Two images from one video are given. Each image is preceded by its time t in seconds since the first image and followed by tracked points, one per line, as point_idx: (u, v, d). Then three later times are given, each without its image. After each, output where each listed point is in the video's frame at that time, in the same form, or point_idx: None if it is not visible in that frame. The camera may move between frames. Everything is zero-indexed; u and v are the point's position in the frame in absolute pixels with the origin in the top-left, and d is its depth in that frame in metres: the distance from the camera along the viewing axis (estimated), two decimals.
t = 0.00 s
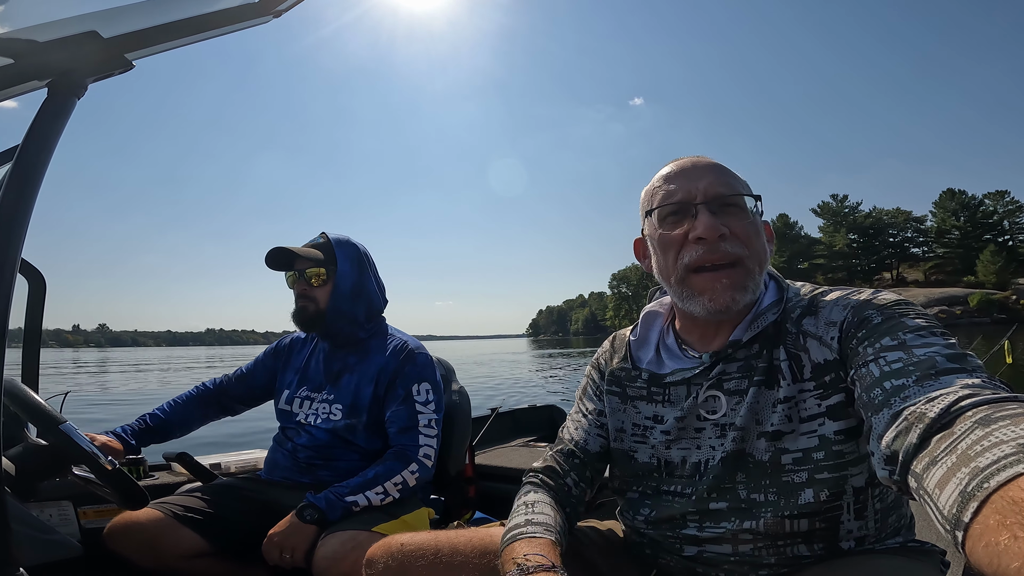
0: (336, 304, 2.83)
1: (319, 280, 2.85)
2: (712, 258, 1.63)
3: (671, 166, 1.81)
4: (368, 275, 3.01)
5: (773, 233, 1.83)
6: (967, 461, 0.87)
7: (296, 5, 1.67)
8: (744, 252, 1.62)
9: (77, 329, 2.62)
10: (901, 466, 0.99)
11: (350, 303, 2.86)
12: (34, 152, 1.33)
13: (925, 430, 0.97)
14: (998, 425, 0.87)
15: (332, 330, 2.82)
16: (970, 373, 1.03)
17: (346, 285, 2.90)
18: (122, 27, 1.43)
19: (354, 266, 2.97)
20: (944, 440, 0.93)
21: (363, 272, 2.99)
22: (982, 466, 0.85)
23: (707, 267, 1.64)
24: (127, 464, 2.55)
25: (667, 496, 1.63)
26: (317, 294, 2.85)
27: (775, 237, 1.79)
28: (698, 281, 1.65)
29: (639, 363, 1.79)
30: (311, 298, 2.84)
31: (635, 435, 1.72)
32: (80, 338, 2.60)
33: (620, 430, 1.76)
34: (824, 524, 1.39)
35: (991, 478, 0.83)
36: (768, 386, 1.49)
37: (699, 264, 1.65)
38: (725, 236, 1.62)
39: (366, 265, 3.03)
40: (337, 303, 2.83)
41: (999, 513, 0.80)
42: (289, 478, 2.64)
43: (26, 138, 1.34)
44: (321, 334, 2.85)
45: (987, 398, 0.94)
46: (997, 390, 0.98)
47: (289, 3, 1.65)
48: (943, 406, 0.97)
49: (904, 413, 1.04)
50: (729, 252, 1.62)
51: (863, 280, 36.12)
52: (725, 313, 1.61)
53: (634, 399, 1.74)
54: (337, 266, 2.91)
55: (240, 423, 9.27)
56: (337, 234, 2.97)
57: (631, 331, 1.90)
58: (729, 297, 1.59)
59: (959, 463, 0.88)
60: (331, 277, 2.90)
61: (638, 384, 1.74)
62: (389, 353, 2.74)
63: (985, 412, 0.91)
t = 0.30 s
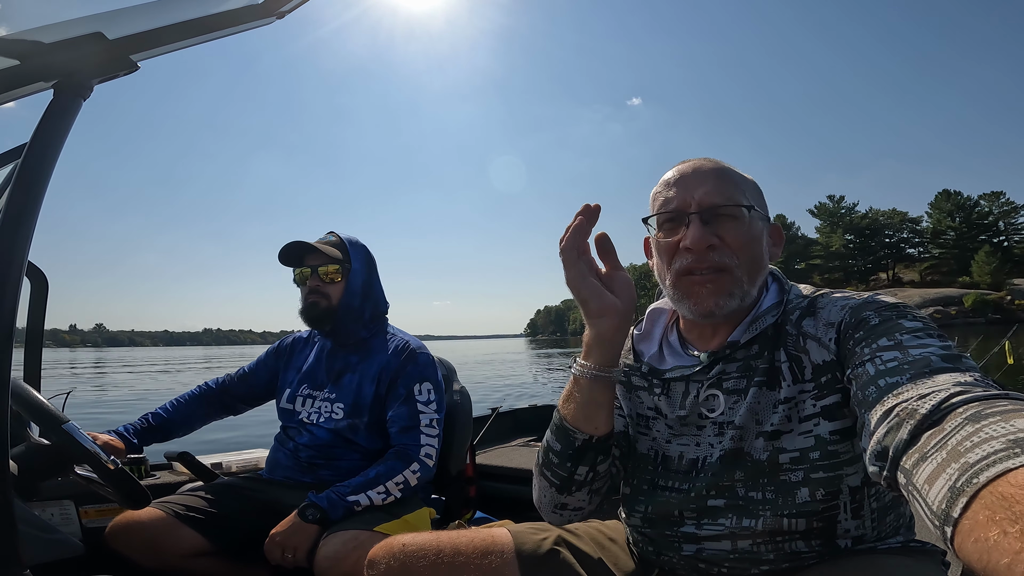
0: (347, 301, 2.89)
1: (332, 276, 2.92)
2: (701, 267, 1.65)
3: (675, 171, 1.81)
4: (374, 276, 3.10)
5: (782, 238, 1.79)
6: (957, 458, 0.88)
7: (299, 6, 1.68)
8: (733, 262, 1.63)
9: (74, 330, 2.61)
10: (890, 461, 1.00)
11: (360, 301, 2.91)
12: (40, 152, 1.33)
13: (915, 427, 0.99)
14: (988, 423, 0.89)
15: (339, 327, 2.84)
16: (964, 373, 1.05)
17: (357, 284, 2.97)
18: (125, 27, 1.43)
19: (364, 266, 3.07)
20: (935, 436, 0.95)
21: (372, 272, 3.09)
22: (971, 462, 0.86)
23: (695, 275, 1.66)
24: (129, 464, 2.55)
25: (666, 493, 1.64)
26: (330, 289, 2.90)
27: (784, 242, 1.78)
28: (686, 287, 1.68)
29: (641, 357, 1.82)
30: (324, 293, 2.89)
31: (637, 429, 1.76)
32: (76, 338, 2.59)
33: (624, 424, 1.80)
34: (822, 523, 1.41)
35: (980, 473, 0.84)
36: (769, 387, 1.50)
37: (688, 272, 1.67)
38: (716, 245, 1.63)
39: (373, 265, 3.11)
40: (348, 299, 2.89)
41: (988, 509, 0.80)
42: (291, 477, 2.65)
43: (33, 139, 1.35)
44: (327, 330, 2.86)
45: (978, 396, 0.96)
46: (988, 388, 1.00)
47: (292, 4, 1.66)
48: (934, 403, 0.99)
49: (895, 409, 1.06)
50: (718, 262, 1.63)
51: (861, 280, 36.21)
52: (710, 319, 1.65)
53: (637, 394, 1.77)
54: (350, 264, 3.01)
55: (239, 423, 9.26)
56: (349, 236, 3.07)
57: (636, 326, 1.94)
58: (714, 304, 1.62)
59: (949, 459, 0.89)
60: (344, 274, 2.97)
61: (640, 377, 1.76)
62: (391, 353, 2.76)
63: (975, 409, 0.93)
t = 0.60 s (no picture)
0: (349, 301, 2.89)
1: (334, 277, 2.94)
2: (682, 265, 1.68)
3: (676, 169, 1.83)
4: (374, 277, 3.09)
5: (781, 243, 1.77)
6: (944, 455, 0.89)
7: (298, 8, 1.69)
8: (713, 262, 1.64)
9: (71, 330, 2.61)
10: (878, 458, 1.02)
11: (361, 301, 2.92)
12: (40, 154, 1.34)
13: (903, 423, 1.00)
14: (973, 419, 0.90)
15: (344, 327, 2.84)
16: (951, 369, 1.06)
17: (359, 284, 2.98)
18: (124, 28, 1.44)
19: (365, 267, 3.07)
20: (921, 433, 0.96)
21: (371, 273, 3.09)
22: (957, 459, 0.87)
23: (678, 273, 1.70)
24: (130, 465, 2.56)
25: (662, 492, 1.65)
26: (332, 290, 2.91)
27: (785, 245, 1.76)
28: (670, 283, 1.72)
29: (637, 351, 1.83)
30: (327, 294, 2.89)
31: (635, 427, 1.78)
32: (74, 337, 2.60)
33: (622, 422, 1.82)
34: (817, 522, 1.42)
35: (966, 470, 0.84)
36: (763, 383, 1.51)
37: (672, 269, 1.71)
38: (698, 245, 1.66)
39: (372, 267, 3.10)
40: (352, 300, 2.89)
41: (975, 506, 0.81)
42: (290, 477, 2.66)
43: (33, 140, 1.35)
44: (327, 331, 2.86)
45: (963, 392, 0.97)
46: (974, 384, 1.01)
47: (291, 5, 1.66)
48: (920, 399, 1.00)
49: (883, 406, 1.07)
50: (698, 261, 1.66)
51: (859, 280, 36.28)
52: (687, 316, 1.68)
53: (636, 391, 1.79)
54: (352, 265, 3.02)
55: (238, 422, 9.26)
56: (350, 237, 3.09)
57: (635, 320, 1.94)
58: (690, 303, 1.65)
59: (936, 456, 0.90)
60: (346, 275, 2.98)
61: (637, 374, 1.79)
62: (390, 352, 2.77)
63: (962, 406, 0.94)
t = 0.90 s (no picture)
0: (319, 311, 2.79)
1: (300, 285, 2.83)
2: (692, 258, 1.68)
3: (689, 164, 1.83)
4: (353, 275, 2.95)
5: (789, 243, 1.77)
6: (950, 453, 0.89)
7: (296, 8, 1.68)
8: (723, 256, 1.64)
9: (68, 330, 2.60)
10: (883, 457, 1.02)
11: (335, 306, 2.81)
12: (36, 155, 1.33)
13: (908, 422, 1.00)
14: (979, 418, 0.90)
15: (326, 331, 2.80)
16: (956, 368, 1.06)
17: (329, 286, 2.84)
18: (123, 28, 1.42)
19: (335, 267, 2.89)
20: (927, 432, 0.96)
21: (344, 272, 2.91)
22: (964, 457, 0.87)
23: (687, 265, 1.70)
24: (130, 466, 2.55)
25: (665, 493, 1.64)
26: (302, 299, 2.83)
27: (793, 245, 1.77)
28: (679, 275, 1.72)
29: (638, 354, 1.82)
30: (298, 305, 2.83)
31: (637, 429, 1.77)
32: (70, 337, 2.59)
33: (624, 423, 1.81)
34: (821, 521, 1.41)
35: (973, 469, 0.84)
36: (764, 381, 1.52)
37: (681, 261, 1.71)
38: (708, 238, 1.66)
39: (349, 265, 2.95)
40: (319, 308, 2.79)
41: (982, 504, 0.81)
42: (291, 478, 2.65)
43: (29, 142, 1.34)
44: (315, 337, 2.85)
45: (968, 391, 0.97)
46: (979, 383, 1.01)
47: (289, 5, 1.66)
48: (925, 398, 1.00)
49: (888, 405, 1.06)
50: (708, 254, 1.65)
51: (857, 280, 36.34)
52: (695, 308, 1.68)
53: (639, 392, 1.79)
54: (315, 268, 2.84)
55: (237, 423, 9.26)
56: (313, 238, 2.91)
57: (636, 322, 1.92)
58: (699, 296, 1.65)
59: (941, 454, 0.90)
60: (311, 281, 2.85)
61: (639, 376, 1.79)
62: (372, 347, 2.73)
63: (967, 404, 0.94)
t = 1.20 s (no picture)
0: (294, 315, 2.74)
1: (275, 290, 2.79)
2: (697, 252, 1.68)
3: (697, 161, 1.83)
4: (329, 276, 2.85)
5: (793, 244, 1.78)
6: (951, 452, 0.89)
7: (293, 9, 1.69)
8: (730, 250, 1.64)
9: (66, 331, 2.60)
10: (885, 456, 1.02)
11: (309, 308, 2.75)
12: (32, 158, 1.33)
13: (909, 421, 1.00)
14: (981, 416, 0.90)
15: (302, 334, 2.77)
16: (958, 367, 1.06)
17: (303, 290, 2.75)
18: (121, 30, 1.41)
19: (307, 268, 2.78)
20: (929, 430, 0.96)
21: (320, 273, 2.81)
22: (965, 456, 0.87)
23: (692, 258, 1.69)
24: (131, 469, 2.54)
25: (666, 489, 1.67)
26: (278, 304, 2.81)
27: (797, 246, 1.77)
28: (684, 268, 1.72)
29: (639, 356, 1.83)
30: (274, 309, 2.82)
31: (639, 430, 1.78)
32: (67, 336, 2.58)
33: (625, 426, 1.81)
34: (824, 519, 1.42)
35: (975, 467, 0.84)
36: (767, 381, 1.52)
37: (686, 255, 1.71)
38: (714, 232, 1.66)
39: (325, 265, 2.83)
40: (292, 313, 2.73)
41: (984, 503, 0.81)
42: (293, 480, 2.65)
43: (24, 144, 1.34)
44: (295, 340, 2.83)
45: (970, 390, 0.97)
46: (980, 381, 1.01)
47: (286, 6, 1.66)
48: (927, 397, 1.00)
49: (889, 404, 1.06)
50: (714, 248, 1.65)
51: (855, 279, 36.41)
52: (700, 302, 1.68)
53: (642, 394, 1.80)
54: (289, 272, 2.75)
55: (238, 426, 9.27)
56: (289, 239, 2.81)
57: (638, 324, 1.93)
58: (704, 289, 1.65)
59: (943, 453, 0.90)
60: (286, 285, 2.79)
61: (642, 378, 1.80)
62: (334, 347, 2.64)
63: (968, 403, 0.94)
